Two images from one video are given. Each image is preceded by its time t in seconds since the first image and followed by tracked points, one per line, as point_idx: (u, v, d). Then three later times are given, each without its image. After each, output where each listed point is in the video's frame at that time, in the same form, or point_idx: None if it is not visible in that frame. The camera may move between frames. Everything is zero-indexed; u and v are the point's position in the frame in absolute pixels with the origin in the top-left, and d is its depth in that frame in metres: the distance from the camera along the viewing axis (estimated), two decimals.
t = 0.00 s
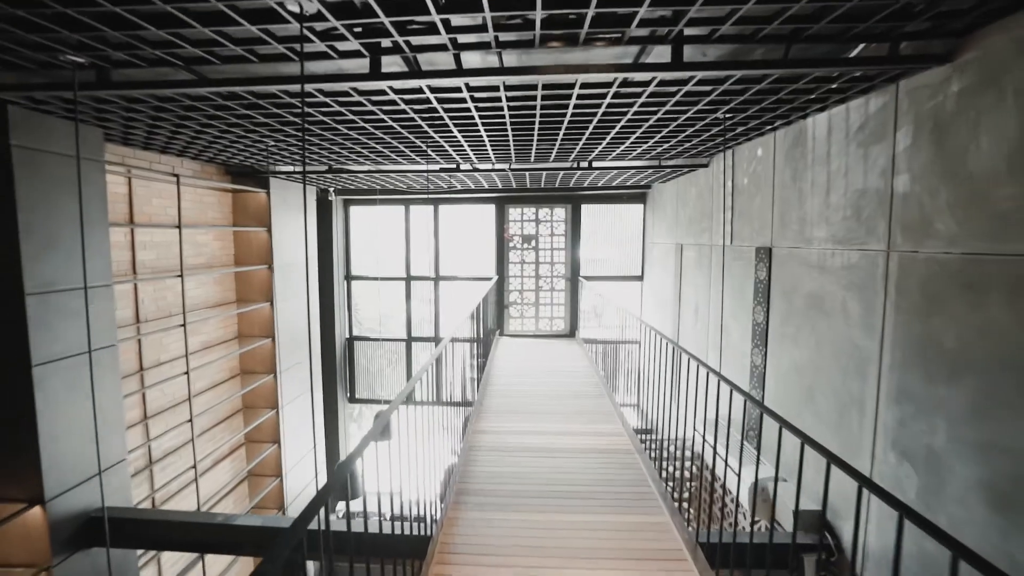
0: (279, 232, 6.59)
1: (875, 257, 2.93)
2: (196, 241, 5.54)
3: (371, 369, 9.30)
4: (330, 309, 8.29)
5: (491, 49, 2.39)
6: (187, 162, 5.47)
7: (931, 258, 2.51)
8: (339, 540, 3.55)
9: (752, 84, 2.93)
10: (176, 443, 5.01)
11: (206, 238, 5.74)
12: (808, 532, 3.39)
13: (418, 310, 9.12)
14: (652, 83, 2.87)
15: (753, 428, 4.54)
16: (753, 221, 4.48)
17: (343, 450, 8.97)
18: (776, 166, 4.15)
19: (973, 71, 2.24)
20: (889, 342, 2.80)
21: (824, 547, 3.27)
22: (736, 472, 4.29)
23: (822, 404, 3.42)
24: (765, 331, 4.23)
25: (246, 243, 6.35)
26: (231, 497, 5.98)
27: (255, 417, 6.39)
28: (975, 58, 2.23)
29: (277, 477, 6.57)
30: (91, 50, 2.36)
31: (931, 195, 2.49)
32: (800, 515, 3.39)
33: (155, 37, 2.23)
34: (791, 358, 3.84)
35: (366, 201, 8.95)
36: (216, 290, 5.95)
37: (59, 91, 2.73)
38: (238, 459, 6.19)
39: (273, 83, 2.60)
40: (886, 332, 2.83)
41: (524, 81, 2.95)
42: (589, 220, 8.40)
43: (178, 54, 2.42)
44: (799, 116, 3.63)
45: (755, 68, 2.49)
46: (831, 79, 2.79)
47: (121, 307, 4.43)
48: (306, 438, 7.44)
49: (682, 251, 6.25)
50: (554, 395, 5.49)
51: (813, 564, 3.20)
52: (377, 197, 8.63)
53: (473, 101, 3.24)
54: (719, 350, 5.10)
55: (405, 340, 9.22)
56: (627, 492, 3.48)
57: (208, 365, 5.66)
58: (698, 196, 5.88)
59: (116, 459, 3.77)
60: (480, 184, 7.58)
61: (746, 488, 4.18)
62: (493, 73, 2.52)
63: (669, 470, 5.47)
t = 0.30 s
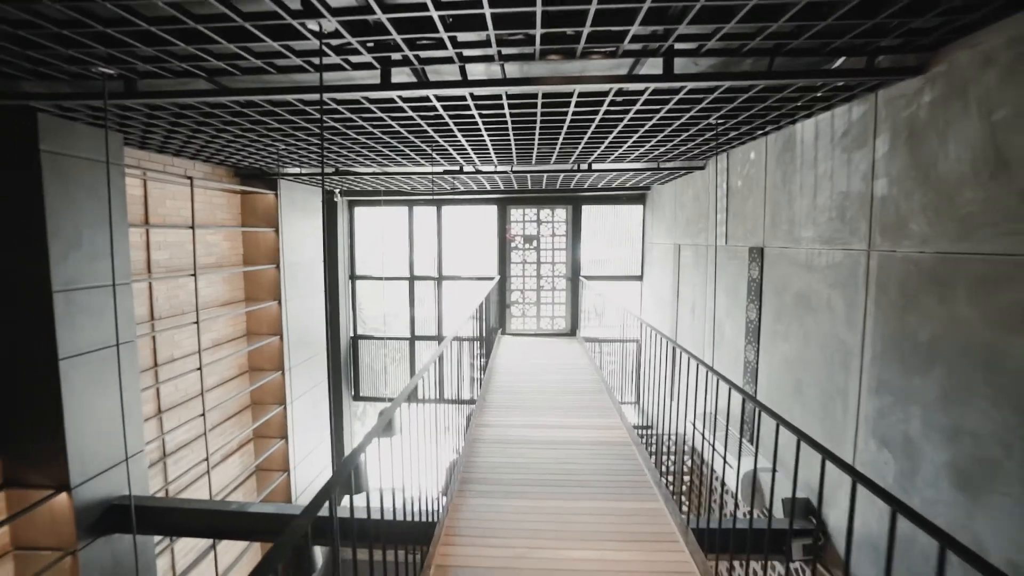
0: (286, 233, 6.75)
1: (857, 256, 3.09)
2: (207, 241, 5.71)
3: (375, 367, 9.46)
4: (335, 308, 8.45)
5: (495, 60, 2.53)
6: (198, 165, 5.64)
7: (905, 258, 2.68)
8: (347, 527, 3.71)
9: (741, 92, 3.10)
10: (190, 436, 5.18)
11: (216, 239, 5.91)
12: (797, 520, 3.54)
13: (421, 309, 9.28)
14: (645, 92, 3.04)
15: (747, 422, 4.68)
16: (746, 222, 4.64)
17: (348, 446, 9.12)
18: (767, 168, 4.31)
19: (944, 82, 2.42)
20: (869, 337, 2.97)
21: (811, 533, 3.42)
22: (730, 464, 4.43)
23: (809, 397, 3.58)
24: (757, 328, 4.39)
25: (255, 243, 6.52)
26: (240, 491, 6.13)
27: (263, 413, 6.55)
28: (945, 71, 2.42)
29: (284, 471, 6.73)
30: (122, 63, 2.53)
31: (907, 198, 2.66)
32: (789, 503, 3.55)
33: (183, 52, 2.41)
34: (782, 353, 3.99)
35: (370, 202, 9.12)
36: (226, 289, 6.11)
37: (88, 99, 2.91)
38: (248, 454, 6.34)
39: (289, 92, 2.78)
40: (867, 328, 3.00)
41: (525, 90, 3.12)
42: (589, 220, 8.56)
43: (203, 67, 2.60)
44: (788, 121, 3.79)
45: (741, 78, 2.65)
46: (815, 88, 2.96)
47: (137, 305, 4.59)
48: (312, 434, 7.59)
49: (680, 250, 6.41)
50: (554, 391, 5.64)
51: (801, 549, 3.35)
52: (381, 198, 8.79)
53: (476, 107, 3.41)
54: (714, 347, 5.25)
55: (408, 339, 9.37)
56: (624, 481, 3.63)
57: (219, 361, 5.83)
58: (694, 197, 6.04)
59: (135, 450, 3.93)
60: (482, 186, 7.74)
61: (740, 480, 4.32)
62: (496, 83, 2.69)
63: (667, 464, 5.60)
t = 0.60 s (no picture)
0: (294, 233, 6.94)
1: (841, 255, 3.26)
2: (218, 241, 5.88)
3: (378, 365, 9.62)
4: (341, 306, 8.63)
5: (498, 71, 2.69)
6: (210, 167, 5.82)
7: (883, 257, 2.85)
8: (356, 515, 3.88)
9: (731, 100, 3.27)
10: (203, 430, 5.36)
11: (227, 239, 6.08)
12: (786, 506, 3.71)
13: (424, 308, 9.45)
14: (640, 100, 3.21)
15: (740, 416, 4.85)
16: (739, 222, 4.80)
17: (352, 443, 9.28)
18: (758, 172, 4.47)
19: (916, 93, 2.60)
20: (852, 332, 3.14)
21: (799, 518, 3.59)
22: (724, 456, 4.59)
23: (798, 389, 3.74)
24: (750, 325, 4.55)
25: (263, 243, 6.69)
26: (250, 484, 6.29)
27: (270, 409, 6.71)
28: (918, 82, 2.59)
29: (291, 466, 6.89)
30: (150, 75, 2.71)
31: (885, 201, 2.83)
32: (778, 492, 3.72)
33: (209, 65, 2.58)
34: (773, 349, 4.16)
35: (374, 203, 9.31)
36: (235, 288, 6.27)
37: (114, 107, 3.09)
38: (257, 449, 6.50)
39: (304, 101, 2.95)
40: (850, 324, 3.17)
41: (526, 98, 3.29)
42: (589, 221, 8.76)
43: (226, 78, 2.78)
44: (778, 127, 3.96)
45: (729, 89, 2.83)
46: (801, 96, 3.13)
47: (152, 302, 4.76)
48: (318, 430, 7.76)
49: (678, 250, 6.58)
50: (555, 387, 5.80)
51: (789, 534, 3.52)
52: (385, 199, 8.97)
53: (480, 113, 3.58)
54: (710, 344, 5.41)
55: (411, 337, 9.54)
56: (622, 471, 3.79)
57: (230, 358, 5.99)
58: (691, 199, 6.21)
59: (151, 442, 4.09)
60: (485, 187, 7.92)
61: (733, 471, 4.48)
62: (498, 93, 2.88)
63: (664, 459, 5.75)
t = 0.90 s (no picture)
0: (300, 233, 7.11)
1: (827, 255, 3.43)
2: (228, 241, 6.04)
3: (381, 363, 9.78)
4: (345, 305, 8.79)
5: (500, 81, 2.86)
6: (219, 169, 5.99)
7: (865, 256, 3.02)
8: (364, 504, 4.04)
9: (722, 107, 3.43)
10: (214, 424, 5.51)
11: (236, 239, 6.25)
12: (776, 495, 3.87)
13: (426, 307, 9.61)
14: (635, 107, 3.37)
15: (734, 411, 5.01)
16: (733, 223, 4.96)
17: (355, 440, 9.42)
18: (751, 174, 4.64)
19: (894, 103, 2.77)
20: (837, 328, 3.30)
21: (788, 506, 3.75)
22: (718, 449, 4.75)
23: (787, 383, 3.90)
24: (744, 322, 4.71)
25: (271, 243, 6.86)
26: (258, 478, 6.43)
27: (277, 404, 6.86)
28: (897, 92, 2.76)
29: (297, 461, 7.04)
30: (174, 85, 2.89)
31: (867, 204, 3.00)
32: (768, 481, 3.87)
33: (230, 77, 2.76)
34: (764, 345, 4.32)
35: (377, 204, 9.47)
36: (244, 287, 6.42)
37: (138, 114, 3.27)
38: (264, 444, 6.65)
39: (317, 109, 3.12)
40: (835, 320, 3.33)
41: (527, 106, 3.47)
42: (589, 222, 8.93)
43: (244, 88, 2.96)
44: (768, 131, 4.13)
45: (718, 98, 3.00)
46: (788, 105, 3.29)
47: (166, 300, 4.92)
48: (324, 426, 7.91)
49: (675, 250, 6.74)
50: (555, 383, 5.96)
51: (779, 521, 3.68)
52: (388, 200, 9.14)
53: (483, 119, 3.75)
54: (705, 341, 5.57)
55: (413, 336, 9.68)
56: (619, 462, 3.95)
57: (239, 354, 6.15)
58: (687, 200, 6.38)
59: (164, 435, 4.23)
60: (486, 188, 8.08)
61: (726, 463, 4.64)
62: (501, 101, 3.05)
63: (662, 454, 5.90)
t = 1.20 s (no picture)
0: (305, 234, 7.29)
1: (815, 254, 3.58)
2: (237, 241, 6.21)
3: (384, 361, 9.94)
4: (349, 303, 8.96)
5: (503, 90, 3.03)
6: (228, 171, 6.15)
7: (849, 255, 3.18)
8: (371, 493, 4.20)
9: (714, 114, 3.60)
10: (224, 419, 5.67)
11: (245, 238, 6.41)
12: (766, 484, 4.03)
13: (428, 306, 9.77)
14: (630, 114, 3.55)
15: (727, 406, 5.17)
16: (727, 223, 5.12)
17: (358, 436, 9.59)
18: (744, 177, 4.80)
19: (875, 111, 2.94)
20: (823, 323, 3.46)
21: (778, 495, 3.91)
22: (712, 442, 4.91)
23: (777, 376, 4.07)
24: (737, 320, 4.87)
25: (277, 243, 7.02)
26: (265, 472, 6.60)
27: (284, 400, 7.02)
28: (877, 101, 2.92)
29: (302, 455, 7.20)
30: (195, 92, 3.08)
31: (851, 205, 3.16)
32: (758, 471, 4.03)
33: (248, 86, 2.95)
34: (756, 341, 4.48)
35: (380, 204, 9.65)
36: (252, 286, 6.58)
37: (160, 120, 3.46)
38: (271, 439, 6.81)
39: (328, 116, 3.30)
40: (821, 316, 3.49)
41: (527, 112, 3.63)
42: (588, 222, 9.09)
43: (260, 96, 3.14)
44: (760, 136, 4.29)
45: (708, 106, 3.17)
46: (776, 111, 3.46)
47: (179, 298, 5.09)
48: (328, 422, 8.07)
49: (672, 250, 6.90)
50: (555, 379, 6.12)
51: (768, 509, 3.84)
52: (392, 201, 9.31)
53: (485, 124, 3.92)
54: (700, 338, 5.74)
55: (416, 334, 9.86)
56: (617, 453, 4.12)
57: (247, 351, 6.31)
58: (683, 201, 6.55)
59: (177, 428, 4.39)
60: (488, 190, 8.24)
61: (720, 455, 4.80)
62: (503, 108, 3.21)
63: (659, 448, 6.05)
